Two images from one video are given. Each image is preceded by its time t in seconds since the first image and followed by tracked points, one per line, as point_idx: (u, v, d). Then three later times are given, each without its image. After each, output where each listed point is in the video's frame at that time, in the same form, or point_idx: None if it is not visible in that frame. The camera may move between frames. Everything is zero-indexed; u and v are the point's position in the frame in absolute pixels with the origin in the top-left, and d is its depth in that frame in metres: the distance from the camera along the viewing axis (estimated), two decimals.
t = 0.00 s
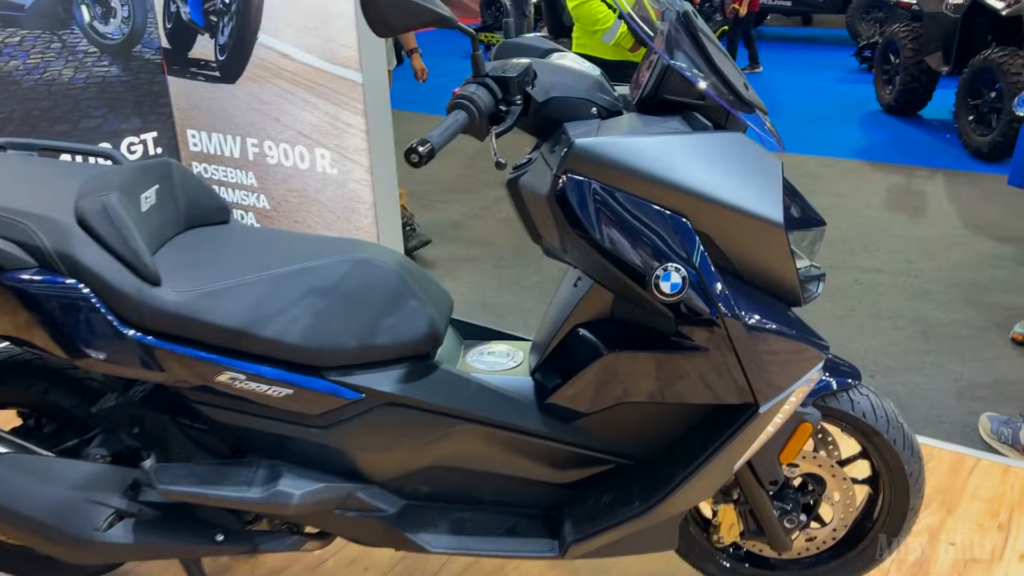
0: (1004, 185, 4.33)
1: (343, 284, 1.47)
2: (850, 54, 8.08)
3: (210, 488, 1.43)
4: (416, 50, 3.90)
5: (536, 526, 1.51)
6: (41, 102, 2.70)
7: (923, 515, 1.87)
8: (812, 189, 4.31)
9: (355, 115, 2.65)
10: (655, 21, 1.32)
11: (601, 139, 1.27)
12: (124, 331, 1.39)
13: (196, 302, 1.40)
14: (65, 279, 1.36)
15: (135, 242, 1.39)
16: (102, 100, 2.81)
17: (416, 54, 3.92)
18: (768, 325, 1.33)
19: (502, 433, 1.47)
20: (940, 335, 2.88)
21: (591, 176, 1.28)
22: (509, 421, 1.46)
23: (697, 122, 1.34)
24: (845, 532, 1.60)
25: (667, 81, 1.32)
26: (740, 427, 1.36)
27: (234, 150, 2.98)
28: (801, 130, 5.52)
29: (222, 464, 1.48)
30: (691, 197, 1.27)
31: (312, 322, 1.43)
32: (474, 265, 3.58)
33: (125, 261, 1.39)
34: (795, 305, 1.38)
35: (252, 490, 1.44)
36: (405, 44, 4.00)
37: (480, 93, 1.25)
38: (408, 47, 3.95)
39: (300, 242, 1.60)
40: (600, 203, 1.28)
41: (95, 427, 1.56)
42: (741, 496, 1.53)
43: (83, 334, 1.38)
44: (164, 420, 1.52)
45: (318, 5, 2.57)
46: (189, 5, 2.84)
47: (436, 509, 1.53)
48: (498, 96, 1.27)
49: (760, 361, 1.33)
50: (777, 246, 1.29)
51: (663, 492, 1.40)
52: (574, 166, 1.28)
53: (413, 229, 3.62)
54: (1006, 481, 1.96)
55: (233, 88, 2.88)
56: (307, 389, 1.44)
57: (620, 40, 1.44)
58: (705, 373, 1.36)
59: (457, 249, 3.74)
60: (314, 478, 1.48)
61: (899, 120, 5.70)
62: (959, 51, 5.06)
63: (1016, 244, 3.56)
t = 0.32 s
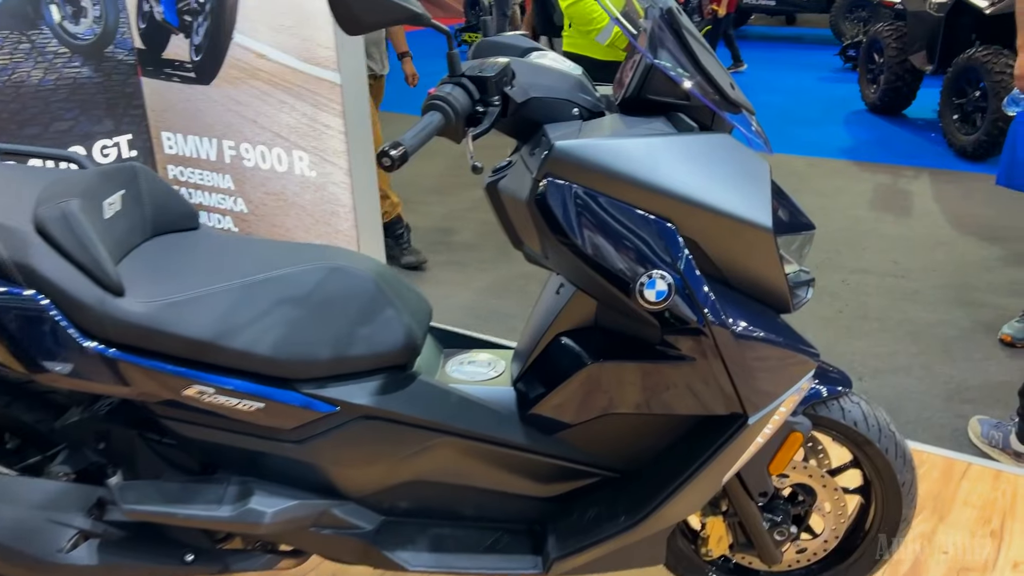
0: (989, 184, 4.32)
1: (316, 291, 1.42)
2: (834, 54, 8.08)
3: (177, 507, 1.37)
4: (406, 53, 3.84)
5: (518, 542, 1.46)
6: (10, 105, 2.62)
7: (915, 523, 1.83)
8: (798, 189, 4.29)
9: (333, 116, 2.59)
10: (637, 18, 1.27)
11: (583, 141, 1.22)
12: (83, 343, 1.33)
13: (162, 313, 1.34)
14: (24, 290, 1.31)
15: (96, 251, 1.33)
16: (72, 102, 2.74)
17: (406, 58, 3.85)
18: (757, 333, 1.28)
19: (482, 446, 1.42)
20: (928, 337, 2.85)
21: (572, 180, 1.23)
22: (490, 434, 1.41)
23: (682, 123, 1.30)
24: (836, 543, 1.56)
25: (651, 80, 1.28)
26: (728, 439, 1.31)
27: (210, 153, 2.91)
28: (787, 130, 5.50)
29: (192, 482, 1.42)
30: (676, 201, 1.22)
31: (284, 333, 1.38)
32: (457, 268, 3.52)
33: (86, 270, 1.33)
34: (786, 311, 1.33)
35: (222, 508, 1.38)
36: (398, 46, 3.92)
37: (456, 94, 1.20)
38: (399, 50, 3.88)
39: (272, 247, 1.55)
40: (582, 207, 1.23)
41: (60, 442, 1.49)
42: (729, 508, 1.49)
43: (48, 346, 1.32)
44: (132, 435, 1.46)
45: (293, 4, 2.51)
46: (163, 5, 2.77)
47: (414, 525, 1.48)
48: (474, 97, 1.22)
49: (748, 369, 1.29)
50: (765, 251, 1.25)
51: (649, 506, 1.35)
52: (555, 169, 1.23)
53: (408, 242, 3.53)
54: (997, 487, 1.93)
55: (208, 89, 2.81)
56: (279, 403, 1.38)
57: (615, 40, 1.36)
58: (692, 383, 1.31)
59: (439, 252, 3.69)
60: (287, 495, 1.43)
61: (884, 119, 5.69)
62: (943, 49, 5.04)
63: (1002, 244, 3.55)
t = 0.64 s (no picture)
0: (967, 184, 4.31)
1: (277, 304, 1.36)
2: (811, 54, 8.09)
3: (131, 533, 1.30)
4: (389, 51, 3.78)
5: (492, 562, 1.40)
6: None
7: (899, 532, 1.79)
8: (777, 190, 4.26)
9: (302, 118, 2.52)
10: (612, 15, 1.21)
11: (554, 146, 1.17)
12: (27, 359, 1.27)
13: (113, 328, 1.28)
14: None
15: (42, 263, 1.26)
16: (32, 105, 2.64)
17: (389, 56, 3.79)
18: (738, 345, 1.22)
19: (453, 464, 1.36)
20: (909, 339, 2.82)
21: (543, 186, 1.17)
22: (461, 451, 1.35)
23: (657, 127, 1.25)
24: (820, 557, 1.52)
25: (626, 82, 1.22)
26: (709, 455, 1.26)
27: (176, 157, 2.83)
28: (765, 130, 5.48)
29: (149, 504, 1.36)
30: (652, 208, 1.17)
31: (242, 347, 1.31)
32: (434, 272, 3.46)
33: (32, 284, 1.26)
34: (766, 321, 1.28)
35: (179, 533, 1.31)
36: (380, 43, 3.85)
37: (421, 96, 1.13)
38: (382, 49, 3.83)
39: (232, 257, 1.48)
40: (554, 215, 1.17)
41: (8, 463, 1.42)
42: (710, 523, 1.43)
43: None
44: (85, 455, 1.39)
45: (260, 3, 2.44)
46: (125, 4, 2.67)
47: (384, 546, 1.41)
48: (440, 100, 1.15)
49: (727, 381, 1.23)
50: (745, 260, 1.19)
51: (627, 525, 1.30)
52: (525, 175, 1.17)
53: (386, 249, 3.46)
54: (981, 493, 1.89)
55: (173, 91, 2.72)
56: (238, 421, 1.31)
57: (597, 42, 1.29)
58: (670, 397, 1.26)
59: (414, 256, 3.62)
60: (249, 518, 1.36)
61: (861, 119, 5.70)
62: (920, 48, 5.03)
63: (981, 245, 3.54)
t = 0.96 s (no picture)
0: (949, 182, 4.31)
1: (243, 314, 1.31)
2: (793, 52, 8.09)
3: (91, 554, 1.25)
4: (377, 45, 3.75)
5: None
6: None
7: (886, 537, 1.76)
8: (761, 188, 4.24)
9: (275, 119, 2.46)
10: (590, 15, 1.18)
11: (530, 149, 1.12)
12: None
13: (71, 340, 1.23)
14: None
15: None
16: None
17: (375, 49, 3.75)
18: (722, 353, 1.18)
19: (428, 477, 1.31)
20: (893, 339, 2.80)
21: (518, 191, 1.13)
22: (436, 464, 1.30)
23: (637, 128, 1.20)
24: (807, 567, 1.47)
25: (604, 81, 1.18)
26: (692, 466, 1.22)
27: (148, 159, 2.76)
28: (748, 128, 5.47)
29: (110, 524, 1.30)
30: (632, 213, 1.12)
31: (207, 359, 1.27)
32: (414, 274, 3.41)
33: None
34: (751, 327, 1.24)
35: (142, 553, 1.26)
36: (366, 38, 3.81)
37: (390, 97, 1.08)
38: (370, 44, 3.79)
39: (199, 264, 1.43)
40: (531, 220, 1.13)
41: None
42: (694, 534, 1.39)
43: None
44: (44, 472, 1.34)
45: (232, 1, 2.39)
46: (94, 3, 2.60)
47: (357, 563, 1.36)
48: (410, 100, 1.10)
49: (710, 390, 1.19)
50: (728, 265, 1.16)
51: (609, 539, 1.26)
52: (500, 178, 1.13)
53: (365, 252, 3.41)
54: (968, 497, 1.86)
55: (144, 91, 2.65)
56: (203, 436, 1.27)
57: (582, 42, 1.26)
58: (652, 407, 1.21)
59: (393, 258, 3.57)
60: (216, 536, 1.31)
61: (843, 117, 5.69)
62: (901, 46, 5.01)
63: (963, 243, 3.53)
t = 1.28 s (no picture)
0: (932, 178, 4.31)
1: (210, 321, 1.27)
2: (775, 49, 8.09)
3: (51, 573, 1.20)
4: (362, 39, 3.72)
5: None
6: None
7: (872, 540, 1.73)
8: (744, 186, 4.22)
9: (249, 119, 2.41)
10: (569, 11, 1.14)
11: (505, 149, 1.08)
12: None
13: (28, 351, 1.18)
14: None
15: None
16: None
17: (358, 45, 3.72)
18: (706, 360, 1.15)
19: (403, 489, 1.27)
20: (878, 338, 2.78)
21: (493, 194, 1.09)
22: (412, 475, 1.26)
23: (616, 127, 1.16)
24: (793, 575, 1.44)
25: (581, 79, 1.14)
26: (676, 475, 1.18)
27: (120, 160, 2.69)
28: (731, 126, 5.45)
29: (72, 541, 1.25)
30: (611, 214, 1.09)
31: (171, 369, 1.22)
32: (396, 275, 3.36)
33: None
34: (735, 331, 1.20)
35: (106, 572, 1.21)
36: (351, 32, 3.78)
37: (358, 95, 1.04)
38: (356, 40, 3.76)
39: (165, 269, 1.39)
40: (507, 223, 1.09)
41: None
42: (678, 543, 1.36)
43: None
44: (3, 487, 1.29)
45: None
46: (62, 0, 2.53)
47: None
48: (379, 99, 1.06)
49: (694, 397, 1.16)
50: (711, 268, 1.12)
51: (590, 552, 1.22)
52: (474, 180, 1.09)
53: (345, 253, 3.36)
54: (955, 498, 1.83)
55: (116, 91, 2.59)
56: (168, 449, 1.22)
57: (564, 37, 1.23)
58: (634, 415, 1.18)
59: (373, 258, 3.51)
60: (183, 552, 1.26)
61: (826, 114, 5.69)
62: (883, 42, 5.01)
63: (946, 240, 3.52)
